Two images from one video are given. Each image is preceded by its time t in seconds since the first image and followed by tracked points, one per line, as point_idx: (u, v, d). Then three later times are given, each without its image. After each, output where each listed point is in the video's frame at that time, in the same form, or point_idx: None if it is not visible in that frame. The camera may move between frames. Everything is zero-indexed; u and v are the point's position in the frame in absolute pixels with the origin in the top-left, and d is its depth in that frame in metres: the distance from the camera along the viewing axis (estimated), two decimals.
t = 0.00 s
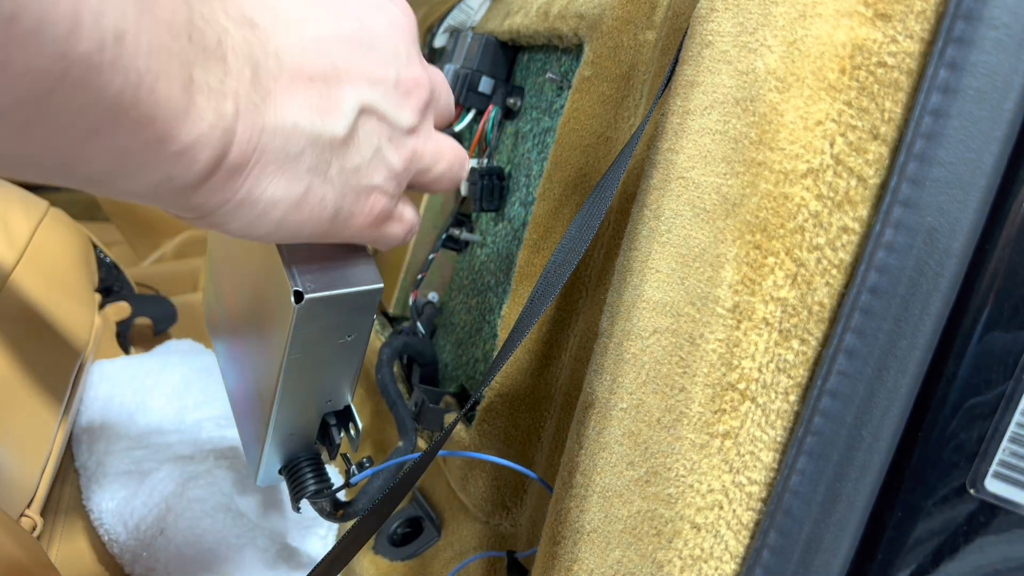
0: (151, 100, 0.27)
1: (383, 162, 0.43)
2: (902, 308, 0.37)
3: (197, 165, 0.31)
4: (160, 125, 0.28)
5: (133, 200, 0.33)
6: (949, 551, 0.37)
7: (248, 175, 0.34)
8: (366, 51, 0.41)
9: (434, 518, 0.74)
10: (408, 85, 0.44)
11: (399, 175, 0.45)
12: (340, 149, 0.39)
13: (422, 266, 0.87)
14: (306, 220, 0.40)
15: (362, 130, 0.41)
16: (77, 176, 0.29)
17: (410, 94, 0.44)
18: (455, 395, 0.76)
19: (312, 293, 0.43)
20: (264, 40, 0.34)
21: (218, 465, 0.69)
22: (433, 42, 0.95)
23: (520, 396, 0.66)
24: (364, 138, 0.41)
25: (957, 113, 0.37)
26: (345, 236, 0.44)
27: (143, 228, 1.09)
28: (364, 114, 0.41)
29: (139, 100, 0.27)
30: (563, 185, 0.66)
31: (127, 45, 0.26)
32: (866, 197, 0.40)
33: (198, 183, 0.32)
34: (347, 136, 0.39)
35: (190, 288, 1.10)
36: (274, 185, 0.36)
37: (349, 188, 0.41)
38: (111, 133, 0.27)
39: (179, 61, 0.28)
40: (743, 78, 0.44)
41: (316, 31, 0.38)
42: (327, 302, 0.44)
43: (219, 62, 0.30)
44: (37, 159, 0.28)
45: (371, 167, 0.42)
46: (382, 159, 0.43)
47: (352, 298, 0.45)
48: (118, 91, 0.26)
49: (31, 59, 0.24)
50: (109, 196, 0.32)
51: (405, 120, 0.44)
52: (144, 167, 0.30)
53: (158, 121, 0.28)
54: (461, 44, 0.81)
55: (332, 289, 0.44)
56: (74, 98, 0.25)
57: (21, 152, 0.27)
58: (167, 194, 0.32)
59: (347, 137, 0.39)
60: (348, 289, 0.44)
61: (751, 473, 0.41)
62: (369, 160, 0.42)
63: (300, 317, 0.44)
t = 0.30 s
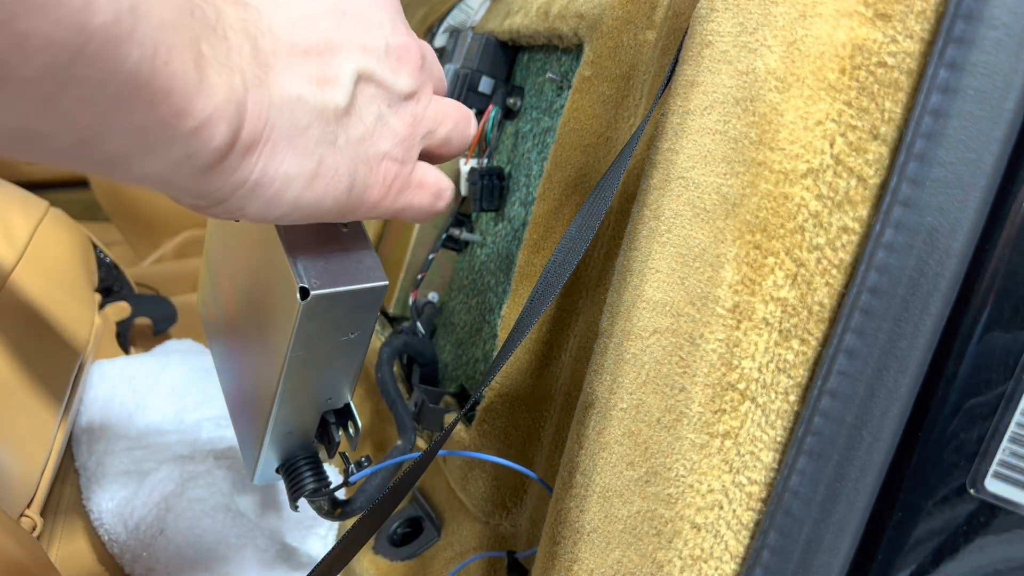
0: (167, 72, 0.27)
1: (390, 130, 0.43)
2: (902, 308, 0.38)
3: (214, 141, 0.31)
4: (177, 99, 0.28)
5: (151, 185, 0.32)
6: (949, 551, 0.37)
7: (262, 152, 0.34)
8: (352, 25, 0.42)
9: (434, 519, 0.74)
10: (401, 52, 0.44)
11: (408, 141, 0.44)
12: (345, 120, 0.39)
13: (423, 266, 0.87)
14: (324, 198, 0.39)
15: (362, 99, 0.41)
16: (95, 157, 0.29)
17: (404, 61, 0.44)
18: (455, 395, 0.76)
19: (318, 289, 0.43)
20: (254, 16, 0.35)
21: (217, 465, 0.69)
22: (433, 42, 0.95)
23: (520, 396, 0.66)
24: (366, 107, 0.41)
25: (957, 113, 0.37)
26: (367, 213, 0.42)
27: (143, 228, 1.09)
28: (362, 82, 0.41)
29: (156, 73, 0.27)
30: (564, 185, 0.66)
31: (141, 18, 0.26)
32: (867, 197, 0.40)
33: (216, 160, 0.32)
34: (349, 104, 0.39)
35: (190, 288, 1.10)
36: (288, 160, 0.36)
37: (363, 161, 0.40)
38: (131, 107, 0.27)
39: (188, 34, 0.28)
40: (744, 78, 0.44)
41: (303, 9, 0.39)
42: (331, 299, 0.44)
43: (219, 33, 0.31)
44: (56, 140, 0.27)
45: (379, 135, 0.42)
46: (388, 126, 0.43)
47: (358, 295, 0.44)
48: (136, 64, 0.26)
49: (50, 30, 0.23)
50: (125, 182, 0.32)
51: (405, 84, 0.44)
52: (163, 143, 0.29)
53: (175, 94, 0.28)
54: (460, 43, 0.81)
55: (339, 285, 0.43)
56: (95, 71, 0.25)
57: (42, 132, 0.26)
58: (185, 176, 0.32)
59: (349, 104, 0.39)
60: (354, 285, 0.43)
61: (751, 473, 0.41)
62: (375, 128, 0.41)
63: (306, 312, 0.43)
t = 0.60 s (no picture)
0: (182, 90, 0.27)
1: (391, 142, 0.43)
2: (902, 308, 0.38)
3: (228, 157, 0.31)
4: (190, 118, 0.28)
5: (161, 202, 0.32)
6: (949, 551, 0.37)
7: (274, 169, 0.34)
8: (351, 37, 0.42)
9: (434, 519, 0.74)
10: (397, 62, 0.45)
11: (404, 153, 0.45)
12: (353, 133, 0.39)
13: (423, 266, 0.86)
14: (332, 212, 0.39)
15: (367, 111, 0.41)
16: (108, 173, 0.28)
17: (399, 71, 0.45)
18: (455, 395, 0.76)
19: (312, 312, 0.43)
20: (260, 32, 0.35)
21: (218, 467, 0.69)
22: (433, 42, 0.95)
23: (520, 396, 0.66)
24: (370, 120, 0.41)
25: (957, 113, 0.37)
26: (366, 226, 0.43)
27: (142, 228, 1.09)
28: (365, 94, 0.41)
29: (170, 91, 0.27)
30: (564, 185, 0.66)
31: (155, 35, 0.26)
32: (866, 197, 0.40)
33: (229, 177, 0.32)
34: (354, 117, 0.39)
35: (191, 288, 1.10)
36: (301, 176, 0.35)
37: (367, 175, 0.41)
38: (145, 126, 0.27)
39: (199, 51, 0.28)
40: (743, 78, 0.44)
41: (304, 23, 0.38)
42: (328, 320, 0.44)
43: (228, 51, 0.31)
44: (71, 155, 0.27)
45: (382, 148, 0.42)
46: (389, 138, 0.43)
47: (352, 317, 0.44)
48: (150, 82, 0.26)
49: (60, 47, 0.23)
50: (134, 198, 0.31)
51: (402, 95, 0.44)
52: (177, 159, 0.29)
53: (189, 112, 0.28)
54: (461, 44, 0.81)
55: (332, 309, 0.44)
56: (110, 88, 0.25)
57: (56, 148, 0.26)
58: (197, 193, 0.31)
59: (355, 118, 0.39)
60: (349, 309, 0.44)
61: (751, 473, 0.41)
62: (378, 141, 0.42)
63: (300, 334, 0.44)
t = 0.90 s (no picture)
0: (213, 55, 0.27)
1: (398, 109, 0.44)
2: (902, 308, 0.38)
3: (259, 127, 0.31)
4: (224, 83, 0.28)
5: (193, 181, 0.31)
6: (949, 551, 0.37)
7: (298, 139, 0.34)
8: (339, 13, 0.43)
9: (434, 520, 0.74)
10: (385, 35, 0.46)
11: (411, 119, 0.46)
12: (362, 101, 0.40)
13: (422, 265, 0.85)
14: (358, 183, 0.39)
15: (370, 80, 0.42)
16: (147, 150, 0.28)
17: (389, 42, 0.46)
18: (455, 395, 0.76)
19: (311, 317, 0.43)
20: (253, 12, 0.35)
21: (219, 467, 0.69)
22: (433, 42, 0.95)
23: (521, 396, 0.67)
24: (376, 88, 0.42)
25: (957, 113, 0.38)
26: (389, 200, 0.43)
27: (142, 228, 1.09)
28: (364, 64, 0.42)
29: (205, 56, 0.26)
30: (563, 185, 0.66)
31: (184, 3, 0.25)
32: (866, 197, 0.40)
33: (262, 148, 0.32)
34: (360, 87, 0.40)
35: (190, 288, 1.10)
36: (323, 145, 0.36)
37: (383, 144, 0.41)
38: (185, 95, 0.26)
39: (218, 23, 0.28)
40: (743, 78, 0.43)
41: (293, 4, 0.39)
42: (326, 324, 0.44)
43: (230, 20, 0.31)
44: (114, 131, 0.26)
45: (391, 115, 0.43)
46: (396, 104, 0.44)
47: (351, 322, 0.44)
48: (186, 46, 0.25)
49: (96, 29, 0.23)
50: (163, 181, 0.31)
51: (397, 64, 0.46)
52: (214, 131, 0.29)
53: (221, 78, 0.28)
54: (460, 44, 0.80)
55: (331, 313, 0.43)
56: (153, 53, 0.24)
57: (98, 116, 0.25)
58: (232, 167, 0.31)
59: (361, 87, 0.40)
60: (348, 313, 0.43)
61: (751, 473, 0.41)
62: (387, 109, 0.43)
63: (300, 337, 0.44)
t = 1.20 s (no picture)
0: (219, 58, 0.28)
1: (396, 108, 0.45)
2: (902, 308, 0.38)
3: (265, 131, 0.32)
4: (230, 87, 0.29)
5: (201, 189, 0.31)
6: (950, 551, 0.37)
7: (304, 142, 0.35)
8: (334, 17, 0.44)
9: (434, 520, 0.74)
10: (380, 37, 0.47)
11: (408, 117, 0.47)
12: (360, 102, 0.41)
13: (422, 264, 0.85)
14: (364, 183, 0.40)
15: (368, 81, 0.43)
16: (158, 156, 0.28)
17: (384, 44, 0.47)
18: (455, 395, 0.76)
19: (303, 321, 0.43)
20: (252, 18, 0.36)
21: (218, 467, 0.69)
22: (433, 42, 0.95)
23: (521, 396, 0.67)
24: (374, 89, 0.43)
25: (957, 113, 0.38)
26: (394, 198, 0.44)
27: (142, 228, 1.08)
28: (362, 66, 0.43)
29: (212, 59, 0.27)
30: (563, 185, 0.66)
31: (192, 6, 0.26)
32: (866, 197, 0.40)
33: (270, 151, 0.32)
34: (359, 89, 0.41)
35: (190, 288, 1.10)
36: (328, 147, 0.37)
37: (385, 143, 0.42)
38: (195, 99, 0.27)
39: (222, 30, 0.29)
40: (743, 78, 0.43)
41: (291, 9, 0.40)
42: (318, 330, 0.44)
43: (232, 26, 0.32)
44: (127, 135, 0.26)
45: (391, 115, 0.44)
46: (394, 104, 0.45)
47: (343, 327, 0.44)
48: (195, 50, 0.26)
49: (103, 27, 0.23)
50: (171, 190, 0.31)
51: (393, 65, 0.47)
52: (223, 136, 0.29)
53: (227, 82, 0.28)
54: (460, 43, 0.81)
55: (323, 319, 0.44)
56: (165, 57, 0.25)
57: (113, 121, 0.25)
58: (242, 170, 0.32)
59: (360, 89, 0.41)
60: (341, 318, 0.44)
61: (751, 473, 0.41)
62: (386, 109, 0.43)
63: (289, 343, 0.44)
